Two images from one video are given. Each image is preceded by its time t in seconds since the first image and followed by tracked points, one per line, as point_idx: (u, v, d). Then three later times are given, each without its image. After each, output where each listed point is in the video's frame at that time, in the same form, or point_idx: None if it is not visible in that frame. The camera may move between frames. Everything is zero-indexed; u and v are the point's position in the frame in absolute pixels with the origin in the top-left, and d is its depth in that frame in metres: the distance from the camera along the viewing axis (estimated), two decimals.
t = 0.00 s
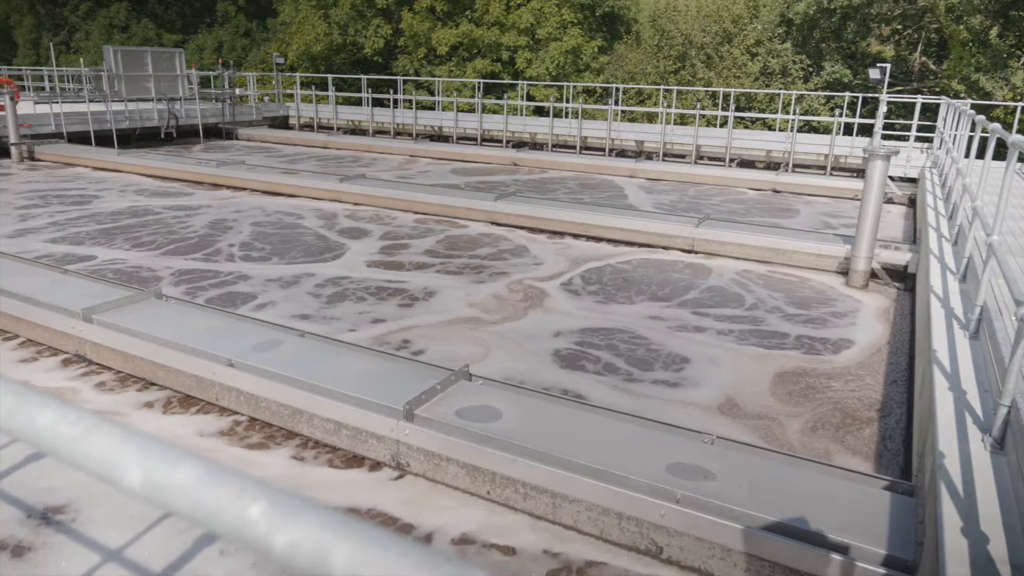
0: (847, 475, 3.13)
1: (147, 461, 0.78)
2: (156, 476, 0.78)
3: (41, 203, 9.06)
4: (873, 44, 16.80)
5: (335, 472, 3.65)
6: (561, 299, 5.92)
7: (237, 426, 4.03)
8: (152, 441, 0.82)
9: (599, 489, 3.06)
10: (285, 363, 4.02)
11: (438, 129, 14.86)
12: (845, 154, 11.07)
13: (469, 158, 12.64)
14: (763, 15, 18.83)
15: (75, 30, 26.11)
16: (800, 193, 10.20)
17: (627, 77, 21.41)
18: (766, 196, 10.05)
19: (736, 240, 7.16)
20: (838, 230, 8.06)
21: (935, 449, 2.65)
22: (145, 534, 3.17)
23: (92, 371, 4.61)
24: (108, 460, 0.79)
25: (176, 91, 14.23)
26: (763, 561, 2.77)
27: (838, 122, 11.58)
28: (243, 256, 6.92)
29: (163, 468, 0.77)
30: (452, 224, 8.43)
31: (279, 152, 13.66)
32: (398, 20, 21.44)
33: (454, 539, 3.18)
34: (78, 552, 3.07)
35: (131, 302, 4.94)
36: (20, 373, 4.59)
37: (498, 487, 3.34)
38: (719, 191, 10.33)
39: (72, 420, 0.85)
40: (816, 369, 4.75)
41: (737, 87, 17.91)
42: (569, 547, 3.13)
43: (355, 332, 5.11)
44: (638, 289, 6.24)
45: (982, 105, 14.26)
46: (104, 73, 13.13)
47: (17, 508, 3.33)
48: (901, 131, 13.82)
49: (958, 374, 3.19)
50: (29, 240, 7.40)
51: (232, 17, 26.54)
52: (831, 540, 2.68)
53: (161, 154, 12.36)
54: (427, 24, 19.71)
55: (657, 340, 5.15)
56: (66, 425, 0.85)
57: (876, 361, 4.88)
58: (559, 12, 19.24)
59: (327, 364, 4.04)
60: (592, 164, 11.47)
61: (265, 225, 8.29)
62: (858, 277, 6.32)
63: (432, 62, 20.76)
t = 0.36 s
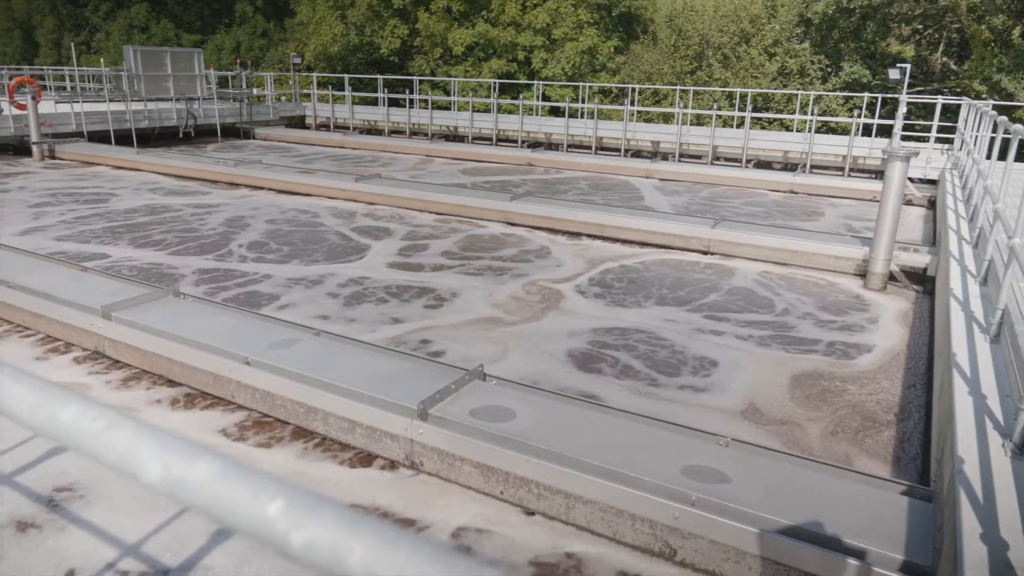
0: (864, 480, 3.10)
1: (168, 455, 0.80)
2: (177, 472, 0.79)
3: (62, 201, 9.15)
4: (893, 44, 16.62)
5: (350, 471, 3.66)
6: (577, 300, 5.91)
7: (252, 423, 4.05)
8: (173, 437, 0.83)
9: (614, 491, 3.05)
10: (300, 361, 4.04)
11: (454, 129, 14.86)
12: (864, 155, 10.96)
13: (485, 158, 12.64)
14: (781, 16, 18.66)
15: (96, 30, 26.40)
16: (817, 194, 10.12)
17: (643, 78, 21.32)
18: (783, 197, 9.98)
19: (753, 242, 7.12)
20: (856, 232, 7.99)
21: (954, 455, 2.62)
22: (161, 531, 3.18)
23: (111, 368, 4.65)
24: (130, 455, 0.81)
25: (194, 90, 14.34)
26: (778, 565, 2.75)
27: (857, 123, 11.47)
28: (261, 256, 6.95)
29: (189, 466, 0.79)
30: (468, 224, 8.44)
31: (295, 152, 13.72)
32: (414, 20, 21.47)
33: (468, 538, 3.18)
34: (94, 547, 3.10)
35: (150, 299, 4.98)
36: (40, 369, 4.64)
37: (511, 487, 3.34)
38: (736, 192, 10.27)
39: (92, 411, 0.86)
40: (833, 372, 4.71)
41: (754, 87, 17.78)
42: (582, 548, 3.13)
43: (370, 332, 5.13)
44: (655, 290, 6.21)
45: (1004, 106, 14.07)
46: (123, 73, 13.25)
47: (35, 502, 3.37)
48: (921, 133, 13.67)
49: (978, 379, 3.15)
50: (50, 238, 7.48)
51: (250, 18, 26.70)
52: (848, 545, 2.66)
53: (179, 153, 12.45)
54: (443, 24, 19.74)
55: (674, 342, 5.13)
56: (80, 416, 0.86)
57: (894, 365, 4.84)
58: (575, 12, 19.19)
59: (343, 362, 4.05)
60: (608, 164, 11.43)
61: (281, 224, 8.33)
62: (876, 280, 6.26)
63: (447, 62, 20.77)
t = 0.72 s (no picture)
0: (881, 485, 3.07)
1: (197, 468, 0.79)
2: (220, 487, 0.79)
3: (82, 199, 9.25)
4: (913, 44, 16.47)
5: (364, 469, 3.67)
6: (593, 301, 5.90)
7: (268, 421, 4.07)
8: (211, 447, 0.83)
9: (627, 492, 3.04)
10: (315, 359, 4.06)
11: (469, 129, 14.89)
12: (882, 156, 10.84)
13: (500, 158, 12.65)
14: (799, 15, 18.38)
15: (117, 30, 26.69)
16: (835, 195, 10.04)
17: (659, 78, 21.27)
18: (801, 199, 9.91)
19: (770, 243, 7.08)
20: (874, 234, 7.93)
21: (973, 460, 2.59)
22: (176, 526, 3.20)
23: (129, 365, 4.69)
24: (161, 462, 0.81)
25: (212, 90, 14.45)
26: (793, 569, 2.72)
27: (876, 124, 11.36)
28: (278, 255, 6.98)
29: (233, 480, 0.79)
30: (483, 224, 8.44)
31: (312, 151, 13.79)
32: (430, 21, 21.55)
33: (482, 536, 3.18)
34: (113, 542, 3.13)
35: (167, 297, 5.02)
36: (60, 365, 4.68)
37: (525, 487, 3.33)
38: (752, 193, 10.22)
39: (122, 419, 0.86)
40: (851, 375, 4.68)
41: (771, 87, 17.68)
42: (595, 549, 3.11)
43: (385, 332, 5.14)
44: (671, 292, 6.19)
45: None
46: (143, 73, 13.39)
47: (56, 495, 3.40)
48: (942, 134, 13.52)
49: (998, 383, 3.12)
50: (70, 236, 7.57)
51: (268, 18, 26.90)
52: (865, 551, 2.63)
53: (197, 152, 12.55)
54: (459, 24, 19.81)
55: (690, 345, 5.11)
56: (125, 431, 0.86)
57: (914, 368, 4.79)
58: (591, 12, 19.17)
59: (357, 361, 4.06)
60: (624, 165, 11.41)
61: (298, 222, 8.38)
62: (895, 282, 6.21)
63: (463, 62, 20.81)
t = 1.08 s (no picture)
0: (898, 490, 3.04)
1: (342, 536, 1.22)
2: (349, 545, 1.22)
3: (102, 198, 9.36)
4: (934, 44, 16.30)
5: (379, 468, 3.68)
6: (610, 302, 5.88)
7: (282, 418, 4.09)
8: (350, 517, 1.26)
9: (641, 494, 3.02)
10: (331, 357, 4.08)
11: (485, 129, 14.90)
12: (902, 158, 10.72)
13: (515, 158, 12.65)
14: (818, 15, 18.07)
15: (136, 30, 26.97)
16: (853, 197, 9.96)
17: (676, 78, 21.19)
18: (818, 200, 9.83)
19: (786, 245, 7.04)
20: (893, 237, 7.86)
21: (993, 466, 2.56)
22: (193, 522, 3.22)
23: (145, 361, 4.73)
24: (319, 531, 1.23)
25: (230, 90, 14.56)
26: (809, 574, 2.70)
27: (895, 124, 11.25)
28: (295, 254, 7.01)
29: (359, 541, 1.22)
30: (499, 224, 8.44)
31: (328, 151, 13.86)
32: (447, 21, 21.60)
33: (494, 535, 3.18)
34: (127, 534, 3.14)
35: (184, 294, 5.06)
36: (78, 361, 4.73)
37: (538, 488, 3.33)
38: (768, 194, 10.15)
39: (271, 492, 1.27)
40: (869, 379, 4.63)
41: (789, 87, 17.56)
42: (608, 550, 3.10)
43: (400, 332, 5.15)
44: (688, 293, 6.16)
45: None
46: (162, 73, 13.52)
47: (72, 489, 3.43)
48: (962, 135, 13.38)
49: (1020, 389, 3.08)
50: (89, 234, 7.65)
51: (285, 19, 27.08)
52: (882, 556, 2.61)
53: (214, 151, 12.65)
54: (475, 24, 19.84)
55: (706, 347, 5.08)
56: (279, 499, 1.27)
57: (933, 372, 4.74)
58: (607, 12, 19.12)
59: (373, 360, 4.07)
60: (640, 165, 11.37)
61: (314, 221, 8.42)
62: (914, 285, 6.15)
63: (479, 62, 20.83)
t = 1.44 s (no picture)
0: (918, 494, 3.01)
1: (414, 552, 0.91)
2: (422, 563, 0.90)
3: (122, 196, 9.44)
4: (956, 44, 16.10)
5: (394, 466, 3.68)
6: (627, 304, 5.86)
7: (297, 415, 4.11)
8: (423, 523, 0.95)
9: (655, 495, 3.01)
10: (346, 357, 4.09)
11: (501, 129, 14.90)
12: (922, 159, 10.61)
13: (531, 158, 12.65)
14: (838, 15, 17.99)
15: (156, 30, 27.25)
16: (873, 199, 9.86)
17: (693, 78, 21.09)
18: (836, 201, 9.75)
19: (804, 247, 6.99)
20: (913, 239, 7.78)
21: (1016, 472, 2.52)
22: (211, 519, 3.24)
23: (163, 358, 4.76)
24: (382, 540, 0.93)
25: (248, 90, 14.66)
26: None
27: (916, 125, 11.13)
28: (313, 253, 7.05)
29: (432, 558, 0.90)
30: (516, 225, 8.43)
31: (344, 151, 13.91)
32: (464, 21, 21.63)
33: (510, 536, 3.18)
34: (144, 529, 3.16)
35: (202, 293, 5.10)
36: (99, 357, 4.77)
37: (553, 488, 3.32)
38: (786, 196, 10.08)
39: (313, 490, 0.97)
40: (888, 382, 4.59)
41: (808, 88, 17.44)
42: (623, 553, 3.09)
43: (416, 332, 5.17)
44: (706, 295, 6.13)
45: None
46: (182, 73, 13.65)
47: (90, 483, 3.47)
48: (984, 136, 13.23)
49: None
50: (109, 231, 7.72)
51: (303, 19, 27.25)
52: (900, 562, 2.58)
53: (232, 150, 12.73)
54: (492, 24, 19.88)
55: (724, 349, 5.05)
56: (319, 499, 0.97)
57: (953, 376, 4.68)
58: (625, 12, 19.06)
59: (388, 359, 4.08)
60: (657, 166, 11.32)
61: (330, 220, 8.45)
62: (934, 287, 6.09)
63: (496, 63, 20.85)
